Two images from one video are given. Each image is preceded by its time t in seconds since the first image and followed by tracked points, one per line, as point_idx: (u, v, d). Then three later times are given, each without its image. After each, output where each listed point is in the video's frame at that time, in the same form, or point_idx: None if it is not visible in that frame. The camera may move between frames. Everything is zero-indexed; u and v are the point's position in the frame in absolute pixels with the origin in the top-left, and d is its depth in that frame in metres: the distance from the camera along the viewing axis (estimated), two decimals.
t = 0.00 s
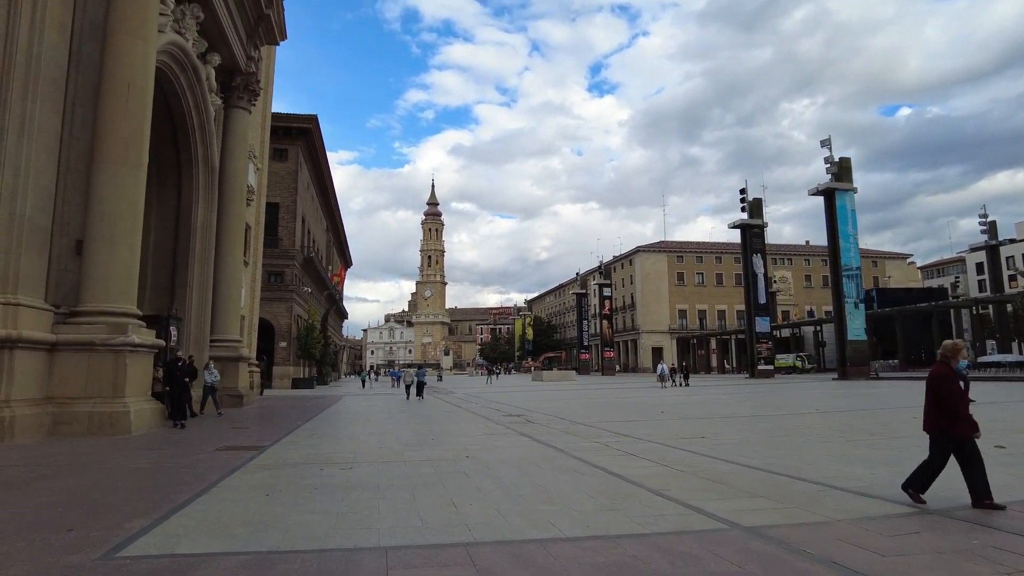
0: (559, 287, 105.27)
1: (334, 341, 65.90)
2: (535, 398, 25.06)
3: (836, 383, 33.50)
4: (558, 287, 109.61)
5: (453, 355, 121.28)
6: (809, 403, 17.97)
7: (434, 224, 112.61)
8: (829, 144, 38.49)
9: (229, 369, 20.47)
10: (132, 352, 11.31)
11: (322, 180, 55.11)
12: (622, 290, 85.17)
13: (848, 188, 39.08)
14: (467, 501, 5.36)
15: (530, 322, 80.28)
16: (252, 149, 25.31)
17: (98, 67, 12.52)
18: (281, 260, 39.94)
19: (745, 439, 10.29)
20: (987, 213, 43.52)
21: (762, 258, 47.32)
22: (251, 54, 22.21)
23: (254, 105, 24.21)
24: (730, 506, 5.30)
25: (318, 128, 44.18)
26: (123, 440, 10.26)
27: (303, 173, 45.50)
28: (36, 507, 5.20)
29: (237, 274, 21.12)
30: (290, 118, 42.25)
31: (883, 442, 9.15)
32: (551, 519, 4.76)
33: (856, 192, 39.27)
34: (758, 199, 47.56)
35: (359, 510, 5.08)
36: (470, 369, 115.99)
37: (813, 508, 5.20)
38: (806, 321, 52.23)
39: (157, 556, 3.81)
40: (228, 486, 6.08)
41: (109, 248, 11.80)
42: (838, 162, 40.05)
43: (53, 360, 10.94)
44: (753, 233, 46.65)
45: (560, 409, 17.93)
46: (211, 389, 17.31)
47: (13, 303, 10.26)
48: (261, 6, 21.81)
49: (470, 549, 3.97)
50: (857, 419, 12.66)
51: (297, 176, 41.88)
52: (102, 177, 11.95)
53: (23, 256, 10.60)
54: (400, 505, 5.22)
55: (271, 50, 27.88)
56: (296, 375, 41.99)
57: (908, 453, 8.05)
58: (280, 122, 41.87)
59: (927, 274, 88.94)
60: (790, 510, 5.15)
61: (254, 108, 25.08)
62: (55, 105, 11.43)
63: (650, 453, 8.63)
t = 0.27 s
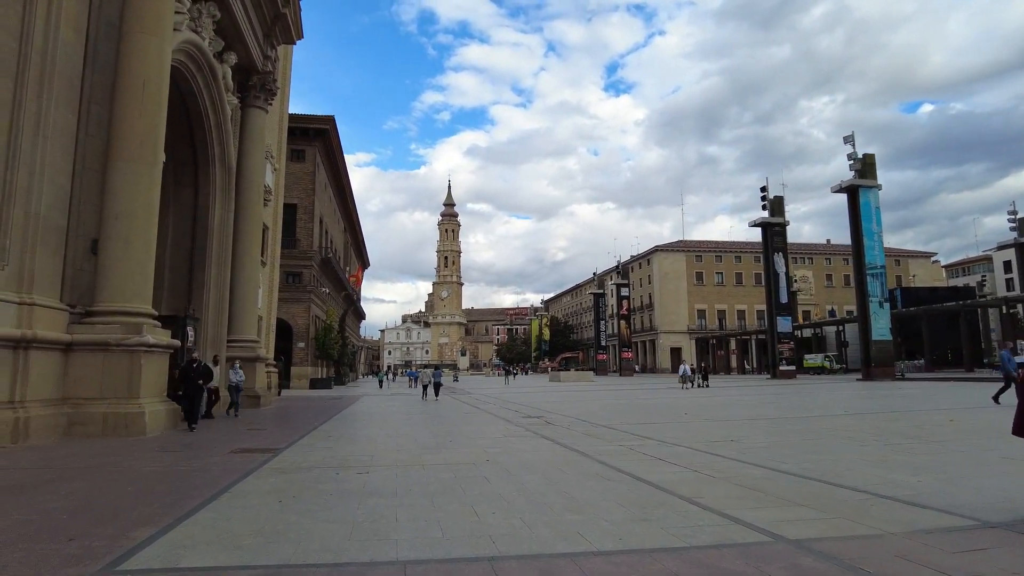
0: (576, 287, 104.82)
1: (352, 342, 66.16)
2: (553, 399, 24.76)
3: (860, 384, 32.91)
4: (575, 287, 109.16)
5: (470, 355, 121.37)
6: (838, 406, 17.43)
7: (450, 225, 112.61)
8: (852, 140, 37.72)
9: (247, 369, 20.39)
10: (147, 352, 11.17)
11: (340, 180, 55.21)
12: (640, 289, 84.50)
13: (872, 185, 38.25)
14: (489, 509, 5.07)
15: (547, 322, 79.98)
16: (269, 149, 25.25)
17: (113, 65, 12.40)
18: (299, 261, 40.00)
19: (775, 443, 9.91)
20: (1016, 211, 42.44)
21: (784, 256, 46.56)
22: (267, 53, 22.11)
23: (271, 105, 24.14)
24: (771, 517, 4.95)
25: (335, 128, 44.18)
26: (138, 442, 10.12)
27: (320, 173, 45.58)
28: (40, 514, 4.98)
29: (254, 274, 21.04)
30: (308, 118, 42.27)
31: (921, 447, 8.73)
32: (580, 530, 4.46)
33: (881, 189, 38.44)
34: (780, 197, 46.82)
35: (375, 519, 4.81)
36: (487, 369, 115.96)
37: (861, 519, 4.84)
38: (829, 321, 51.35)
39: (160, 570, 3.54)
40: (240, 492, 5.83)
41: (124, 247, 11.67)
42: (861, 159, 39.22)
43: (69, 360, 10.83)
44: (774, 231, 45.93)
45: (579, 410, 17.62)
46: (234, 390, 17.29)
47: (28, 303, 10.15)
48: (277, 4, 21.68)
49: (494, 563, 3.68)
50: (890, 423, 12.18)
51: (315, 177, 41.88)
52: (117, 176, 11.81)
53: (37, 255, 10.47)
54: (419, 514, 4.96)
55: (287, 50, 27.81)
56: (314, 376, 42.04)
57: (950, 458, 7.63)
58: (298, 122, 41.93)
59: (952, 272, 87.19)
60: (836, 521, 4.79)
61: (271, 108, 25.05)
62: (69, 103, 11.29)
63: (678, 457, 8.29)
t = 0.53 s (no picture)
0: (587, 287, 104.31)
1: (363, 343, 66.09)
2: (566, 400, 24.43)
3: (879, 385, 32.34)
4: (586, 287, 108.61)
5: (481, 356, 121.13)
6: (860, 408, 16.98)
7: (461, 225, 112.41)
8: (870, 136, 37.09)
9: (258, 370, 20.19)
10: (154, 354, 10.93)
11: (350, 181, 55.10)
12: (652, 289, 83.91)
13: (890, 182, 37.59)
14: (507, 523, 4.74)
15: (558, 322, 79.60)
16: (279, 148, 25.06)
17: (119, 63, 12.19)
18: (311, 261, 39.88)
19: (801, 448, 9.53)
20: None
21: (799, 255, 45.92)
22: (277, 51, 21.90)
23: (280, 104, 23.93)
24: (813, 532, 4.58)
25: (346, 129, 44.03)
26: (144, 446, 9.89)
27: (332, 173, 45.49)
28: (35, 525, 4.70)
29: (265, 275, 20.83)
30: (319, 119, 42.15)
31: (958, 452, 8.33)
32: (607, 547, 4.13)
33: (899, 186, 37.78)
34: (795, 195, 46.18)
35: (387, 533, 4.50)
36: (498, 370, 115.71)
37: (912, 535, 4.46)
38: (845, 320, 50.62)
39: None
40: (245, 501, 5.53)
41: (131, 248, 11.44)
42: (878, 155, 38.56)
43: (75, 362, 10.61)
44: (789, 230, 45.30)
45: (594, 412, 17.28)
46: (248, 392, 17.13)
47: (32, 303, 9.93)
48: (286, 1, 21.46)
49: None
50: (919, 427, 11.75)
51: (326, 177, 41.73)
52: (123, 174, 11.58)
53: (42, 256, 10.25)
54: (432, 528, 4.64)
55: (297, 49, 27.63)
56: (326, 376, 41.90)
57: (992, 465, 7.22)
58: (309, 123, 41.82)
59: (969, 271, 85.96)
60: (883, 537, 4.43)
61: (281, 107, 24.86)
62: (75, 100, 11.07)
63: (702, 463, 7.92)
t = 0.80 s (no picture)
0: (597, 286, 103.84)
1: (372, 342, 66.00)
2: (577, 400, 24.14)
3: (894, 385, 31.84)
4: (595, 286, 108.11)
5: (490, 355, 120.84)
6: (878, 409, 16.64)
7: (469, 224, 112.12)
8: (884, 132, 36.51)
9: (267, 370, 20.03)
10: (160, 353, 10.74)
11: (359, 180, 55.01)
12: (662, 288, 83.38)
13: (905, 179, 37.01)
14: (524, 533, 4.48)
15: (567, 322, 79.21)
16: (287, 147, 24.90)
17: (125, 57, 12.00)
18: (320, 261, 39.74)
19: (823, 450, 9.21)
20: None
21: (811, 253, 45.37)
22: (285, 48, 21.72)
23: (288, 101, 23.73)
24: (855, 544, 4.27)
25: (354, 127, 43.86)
26: (150, 447, 9.70)
27: (341, 172, 45.36)
28: (28, 534, 4.48)
29: (273, 274, 20.66)
30: (327, 118, 42.02)
31: (990, 455, 8.00)
32: (633, 560, 3.86)
33: (913, 183, 37.20)
34: (807, 192, 45.61)
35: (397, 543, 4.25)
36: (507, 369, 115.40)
37: (959, 548, 4.16)
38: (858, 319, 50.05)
39: None
40: (250, 507, 5.29)
41: (136, 245, 11.25)
42: (893, 152, 37.97)
43: (80, 361, 10.43)
44: (801, 228, 44.76)
45: (607, 412, 16.98)
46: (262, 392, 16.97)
47: (36, 301, 9.75)
48: None
49: None
50: (944, 429, 11.40)
51: (335, 176, 41.58)
52: (128, 171, 11.40)
53: (46, 253, 10.08)
54: (445, 538, 4.38)
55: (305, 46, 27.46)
56: (335, 376, 41.77)
57: None
58: (318, 122, 41.69)
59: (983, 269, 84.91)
60: (928, 550, 4.14)
61: (290, 105, 24.68)
62: (79, 96, 10.87)
63: (725, 467, 7.60)
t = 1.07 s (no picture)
0: (606, 286, 103.29)
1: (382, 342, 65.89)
2: (588, 401, 23.80)
3: (910, 387, 31.29)
4: (605, 286, 107.58)
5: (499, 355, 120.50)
6: (899, 411, 16.22)
7: (478, 225, 111.86)
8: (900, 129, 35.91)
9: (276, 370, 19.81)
10: (164, 353, 10.49)
11: (369, 180, 54.86)
12: (672, 288, 82.82)
13: (921, 177, 36.40)
14: (546, 548, 4.16)
15: (576, 322, 78.84)
16: (296, 145, 24.69)
17: (130, 51, 11.77)
18: (329, 260, 39.58)
19: (850, 455, 8.85)
20: None
21: (825, 253, 44.78)
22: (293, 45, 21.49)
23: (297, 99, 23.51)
24: (906, 563, 3.92)
25: (364, 127, 43.69)
26: (154, 449, 9.47)
27: (350, 172, 45.21)
28: (16, 546, 4.21)
29: (281, 273, 20.44)
30: (337, 117, 41.85)
31: None
32: None
33: (930, 181, 36.58)
34: (820, 191, 45.02)
35: (408, 558, 3.94)
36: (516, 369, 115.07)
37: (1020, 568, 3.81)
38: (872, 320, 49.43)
39: None
40: (251, 517, 5.00)
41: (140, 243, 11.00)
42: (909, 150, 37.36)
43: (83, 361, 10.20)
44: (814, 227, 44.20)
45: (620, 414, 16.64)
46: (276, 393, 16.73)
47: (37, 300, 9.52)
48: None
49: None
50: (971, 433, 11.00)
51: (345, 176, 41.41)
52: (132, 167, 11.15)
53: (48, 250, 9.85)
54: (461, 553, 4.07)
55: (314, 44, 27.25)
56: (344, 376, 41.59)
57: None
58: (328, 121, 41.54)
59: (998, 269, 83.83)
60: (985, 569, 3.80)
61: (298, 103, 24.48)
62: (82, 90, 10.64)
63: (750, 474, 7.25)
